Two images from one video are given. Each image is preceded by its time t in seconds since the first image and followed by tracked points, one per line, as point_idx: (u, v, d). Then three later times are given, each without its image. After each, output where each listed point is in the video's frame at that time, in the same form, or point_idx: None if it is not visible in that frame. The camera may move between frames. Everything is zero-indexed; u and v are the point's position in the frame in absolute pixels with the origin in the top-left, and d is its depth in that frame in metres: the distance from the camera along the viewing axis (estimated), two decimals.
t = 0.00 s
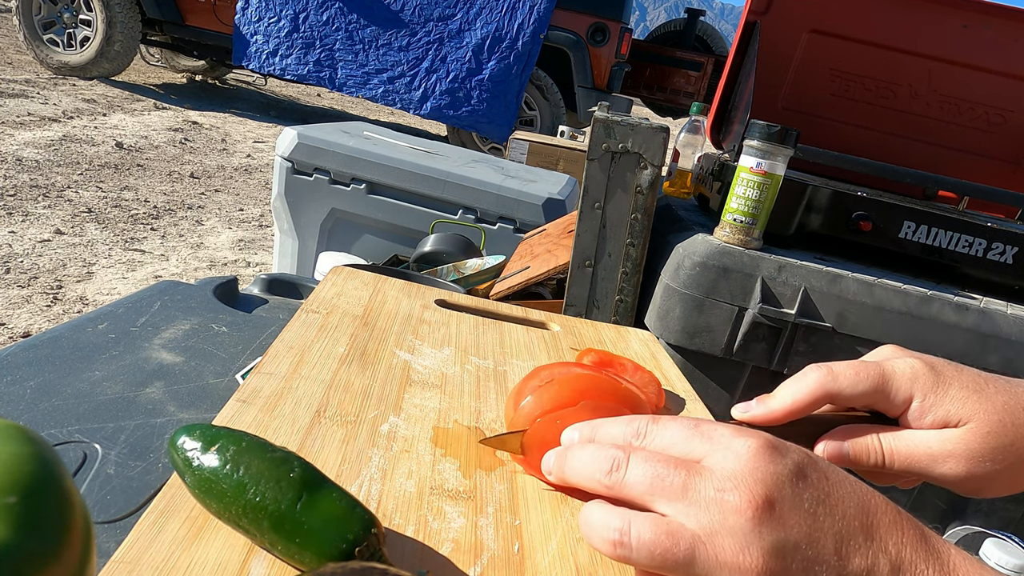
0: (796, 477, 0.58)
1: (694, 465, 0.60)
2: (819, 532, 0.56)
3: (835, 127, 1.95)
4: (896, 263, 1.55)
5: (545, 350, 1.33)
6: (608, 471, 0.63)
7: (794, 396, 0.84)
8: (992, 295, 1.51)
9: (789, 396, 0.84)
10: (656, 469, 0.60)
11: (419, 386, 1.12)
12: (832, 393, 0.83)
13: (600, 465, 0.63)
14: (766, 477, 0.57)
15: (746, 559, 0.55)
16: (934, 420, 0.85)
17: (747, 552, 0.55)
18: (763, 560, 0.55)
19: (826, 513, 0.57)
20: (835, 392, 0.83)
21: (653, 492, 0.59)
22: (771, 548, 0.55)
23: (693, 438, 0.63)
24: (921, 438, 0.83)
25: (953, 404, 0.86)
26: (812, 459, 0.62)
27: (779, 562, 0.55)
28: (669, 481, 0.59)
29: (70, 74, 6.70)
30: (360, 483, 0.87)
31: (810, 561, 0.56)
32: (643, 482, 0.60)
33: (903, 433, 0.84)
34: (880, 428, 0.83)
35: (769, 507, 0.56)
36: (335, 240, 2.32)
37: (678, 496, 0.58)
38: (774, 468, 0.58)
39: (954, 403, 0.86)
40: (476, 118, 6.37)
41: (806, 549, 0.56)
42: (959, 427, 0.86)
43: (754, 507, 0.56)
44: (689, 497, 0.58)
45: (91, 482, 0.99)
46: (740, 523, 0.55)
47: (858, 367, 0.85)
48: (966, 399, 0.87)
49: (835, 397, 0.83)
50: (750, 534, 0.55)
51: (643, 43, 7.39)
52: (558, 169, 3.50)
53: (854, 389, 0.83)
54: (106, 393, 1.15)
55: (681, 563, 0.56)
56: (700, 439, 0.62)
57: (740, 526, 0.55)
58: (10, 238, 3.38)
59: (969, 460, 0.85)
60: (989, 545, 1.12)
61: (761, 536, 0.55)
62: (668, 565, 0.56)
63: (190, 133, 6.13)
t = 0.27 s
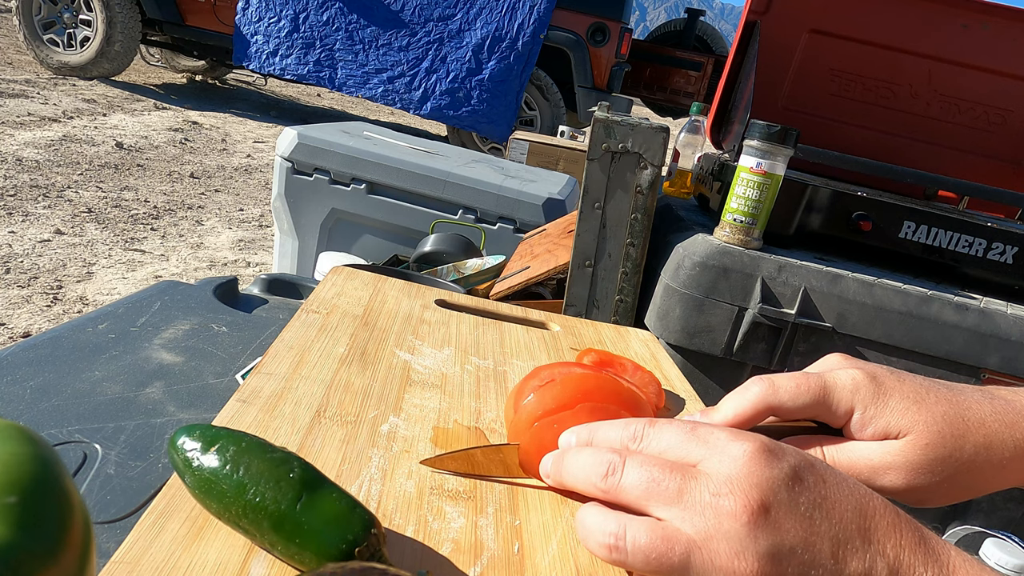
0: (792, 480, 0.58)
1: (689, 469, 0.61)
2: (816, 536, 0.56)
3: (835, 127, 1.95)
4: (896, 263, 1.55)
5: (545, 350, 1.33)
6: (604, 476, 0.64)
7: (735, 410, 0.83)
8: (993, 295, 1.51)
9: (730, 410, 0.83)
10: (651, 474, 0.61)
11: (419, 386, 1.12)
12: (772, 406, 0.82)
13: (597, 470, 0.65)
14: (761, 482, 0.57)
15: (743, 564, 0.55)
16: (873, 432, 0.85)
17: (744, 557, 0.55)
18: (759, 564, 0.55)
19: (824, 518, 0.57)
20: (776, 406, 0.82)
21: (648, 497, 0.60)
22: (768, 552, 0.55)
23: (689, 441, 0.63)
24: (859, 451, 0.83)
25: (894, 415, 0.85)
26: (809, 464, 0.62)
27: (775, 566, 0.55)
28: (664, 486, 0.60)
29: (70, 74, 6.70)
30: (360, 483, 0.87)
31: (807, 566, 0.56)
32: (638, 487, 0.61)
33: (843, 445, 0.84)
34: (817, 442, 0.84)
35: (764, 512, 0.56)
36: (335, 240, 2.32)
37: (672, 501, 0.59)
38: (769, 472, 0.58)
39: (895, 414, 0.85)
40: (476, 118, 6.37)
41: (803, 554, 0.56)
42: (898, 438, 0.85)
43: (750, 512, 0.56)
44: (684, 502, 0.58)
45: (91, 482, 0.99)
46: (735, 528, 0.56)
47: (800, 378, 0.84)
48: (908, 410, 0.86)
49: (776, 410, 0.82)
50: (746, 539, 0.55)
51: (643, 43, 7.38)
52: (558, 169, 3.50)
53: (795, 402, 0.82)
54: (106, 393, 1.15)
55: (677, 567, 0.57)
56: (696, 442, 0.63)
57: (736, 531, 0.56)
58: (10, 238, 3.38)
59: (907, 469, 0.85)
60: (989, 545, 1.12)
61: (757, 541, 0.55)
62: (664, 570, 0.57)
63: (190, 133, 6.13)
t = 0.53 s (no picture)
0: (778, 478, 0.59)
1: (676, 473, 0.61)
2: (803, 533, 0.57)
3: (835, 127, 1.95)
4: (896, 263, 1.55)
5: (545, 349, 1.33)
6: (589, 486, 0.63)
7: (846, 426, 0.85)
8: (993, 295, 1.51)
9: (841, 426, 0.85)
10: (637, 483, 0.60)
11: (420, 386, 1.12)
12: (884, 421, 0.85)
13: (582, 481, 0.64)
14: (748, 482, 0.57)
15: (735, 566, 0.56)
16: (989, 446, 0.88)
17: (736, 558, 0.56)
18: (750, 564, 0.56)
19: (811, 514, 0.58)
20: (888, 421, 0.85)
21: (636, 506, 0.60)
22: (757, 551, 0.56)
23: (673, 445, 0.63)
24: (975, 464, 0.85)
25: (1008, 429, 0.89)
26: (793, 463, 0.62)
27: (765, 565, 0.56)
28: (651, 492, 0.59)
29: (70, 74, 6.70)
30: (360, 483, 0.87)
31: (797, 563, 0.56)
32: (625, 496, 0.60)
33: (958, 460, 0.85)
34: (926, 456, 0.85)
35: (751, 511, 0.56)
36: (335, 240, 2.32)
37: (661, 508, 0.59)
38: (755, 472, 0.58)
39: (1008, 429, 0.89)
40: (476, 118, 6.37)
41: (792, 550, 0.56)
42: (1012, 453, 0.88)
43: (738, 512, 0.56)
44: (673, 508, 0.58)
45: (92, 482, 0.99)
46: (725, 530, 0.56)
47: (910, 395, 0.88)
48: (1020, 425, 0.90)
49: (887, 425, 0.85)
50: (736, 539, 0.56)
51: (643, 43, 7.38)
52: (558, 169, 3.50)
53: (907, 417, 0.86)
54: (106, 393, 1.15)
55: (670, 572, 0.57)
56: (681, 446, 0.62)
57: (726, 533, 0.56)
58: (10, 238, 3.38)
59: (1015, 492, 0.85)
60: (990, 545, 1.12)
61: (746, 540, 0.56)
62: None
63: (190, 133, 6.13)
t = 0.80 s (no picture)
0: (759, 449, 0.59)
1: (658, 446, 0.61)
2: (787, 500, 0.57)
3: (835, 127, 1.95)
4: (896, 263, 1.55)
5: (545, 349, 1.33)
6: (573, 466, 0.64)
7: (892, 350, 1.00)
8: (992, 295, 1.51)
9: (888, 351, 1.00)
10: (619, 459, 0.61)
11: (419, 386, 1.12)
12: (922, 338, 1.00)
13: (567, 461, 0.64)
14: (727, 452, 0.58)
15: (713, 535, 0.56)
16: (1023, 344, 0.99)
17: (715, 527, 0.56)
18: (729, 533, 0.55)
19: (795, 483, 0.58)
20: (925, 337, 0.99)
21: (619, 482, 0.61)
22: (737, 518, 0.56)
23: (655, 416, 0.63)
24: None
25: None
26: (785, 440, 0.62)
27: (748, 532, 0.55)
28: (634, 468, 0.60)
29: (70, 74, 6.70)
30: (360, 483, 0.87)
31: (779, 530, 0.56)
32: (607, 473, 0.61)
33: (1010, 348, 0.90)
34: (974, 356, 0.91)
35: (730, 479, 0.57)
36: (335, 240, 2.32)
37: (642, 484, 0.59)
38: (735, 443, 0.58)
39: None
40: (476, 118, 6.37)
41: (773, 518, 0.56)
42: None
43: (715, 480, 0.57)
44: (654, 481, 0.59)
45: (91, 482, 0.99)
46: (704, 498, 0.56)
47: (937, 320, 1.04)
48: None
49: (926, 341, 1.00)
50: (715, 507, 0.56)
51: (643, 43, 7.39)
52: (558, 169, 3.50)
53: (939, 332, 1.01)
54: (106, 393, 1.15)
55: (653, 545, 0.58)
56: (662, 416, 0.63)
57: (704, 501, 0.56)
58: (10, 238, 3.38)
59: None
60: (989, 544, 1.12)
61: (725, 508, 0.56)
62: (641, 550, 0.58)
63: (190, 133, 6.13)
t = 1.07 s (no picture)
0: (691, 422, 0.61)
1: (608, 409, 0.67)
2: (714, 463, 0.58)
3: (835, 127, 1.95)
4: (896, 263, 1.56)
5: (545, 349, 1.33)
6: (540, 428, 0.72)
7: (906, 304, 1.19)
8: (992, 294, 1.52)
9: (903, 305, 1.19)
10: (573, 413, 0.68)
11: (419, 386, 1.12)
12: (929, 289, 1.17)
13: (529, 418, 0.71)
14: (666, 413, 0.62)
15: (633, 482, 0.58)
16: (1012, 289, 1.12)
17: (635, 476, 0.58)
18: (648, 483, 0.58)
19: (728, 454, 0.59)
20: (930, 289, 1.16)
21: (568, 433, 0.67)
22: (659, 469, 0.58)
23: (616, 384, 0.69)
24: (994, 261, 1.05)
25: None
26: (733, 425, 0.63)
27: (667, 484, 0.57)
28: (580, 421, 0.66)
29: (70, 74, 6.69)
30: (360, 483, 0.87)
31: (698, 487, 0.57)
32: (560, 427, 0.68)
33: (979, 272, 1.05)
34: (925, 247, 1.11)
35: (658, 433, 0.60)
36: (335, 240, 2.32)
37: (582, 434, 0.65)
38: (678, 409, 0.63)
39: None
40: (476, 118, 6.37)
41: (694, 473, 0.57)
42: None
43: (643, 434, 0.60)
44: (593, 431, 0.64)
45: (91, 482, 0.99)
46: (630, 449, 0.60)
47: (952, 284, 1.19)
48: None
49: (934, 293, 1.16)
50: (639, 456, 0.59)
51: (643, 43, 7.38)
52: (558, 169, 3.50)
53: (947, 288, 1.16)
54: (106, 393, 1.15)
55: (580, 489, 0.61)
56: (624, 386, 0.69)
57: (632, 451, 0.60)
58: (10, 238, 3.38)
59: None
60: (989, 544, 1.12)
61: (648, 458, 0.59)
62: (567, 494, 0.62)
63: (189, 133, 6.12)
